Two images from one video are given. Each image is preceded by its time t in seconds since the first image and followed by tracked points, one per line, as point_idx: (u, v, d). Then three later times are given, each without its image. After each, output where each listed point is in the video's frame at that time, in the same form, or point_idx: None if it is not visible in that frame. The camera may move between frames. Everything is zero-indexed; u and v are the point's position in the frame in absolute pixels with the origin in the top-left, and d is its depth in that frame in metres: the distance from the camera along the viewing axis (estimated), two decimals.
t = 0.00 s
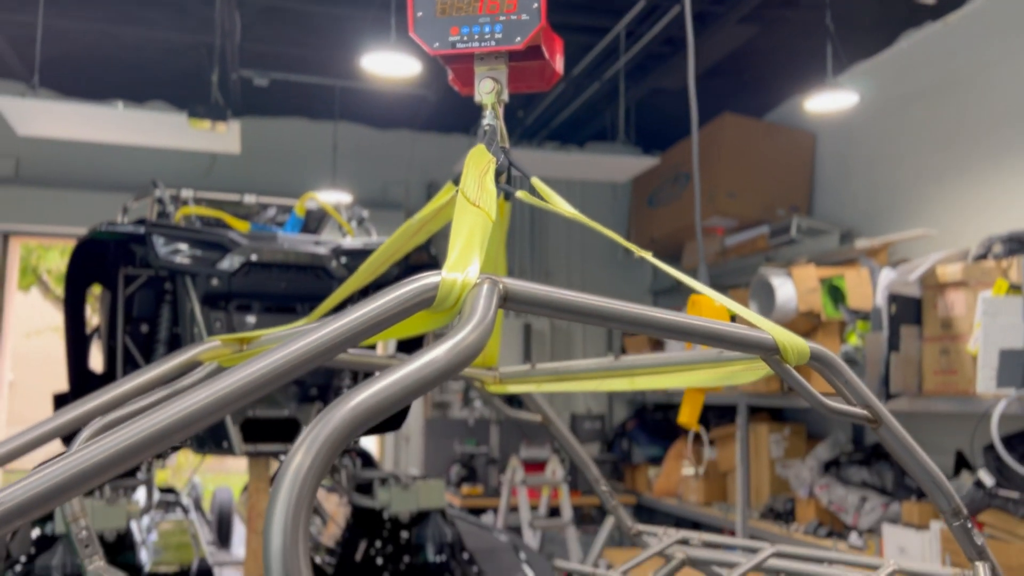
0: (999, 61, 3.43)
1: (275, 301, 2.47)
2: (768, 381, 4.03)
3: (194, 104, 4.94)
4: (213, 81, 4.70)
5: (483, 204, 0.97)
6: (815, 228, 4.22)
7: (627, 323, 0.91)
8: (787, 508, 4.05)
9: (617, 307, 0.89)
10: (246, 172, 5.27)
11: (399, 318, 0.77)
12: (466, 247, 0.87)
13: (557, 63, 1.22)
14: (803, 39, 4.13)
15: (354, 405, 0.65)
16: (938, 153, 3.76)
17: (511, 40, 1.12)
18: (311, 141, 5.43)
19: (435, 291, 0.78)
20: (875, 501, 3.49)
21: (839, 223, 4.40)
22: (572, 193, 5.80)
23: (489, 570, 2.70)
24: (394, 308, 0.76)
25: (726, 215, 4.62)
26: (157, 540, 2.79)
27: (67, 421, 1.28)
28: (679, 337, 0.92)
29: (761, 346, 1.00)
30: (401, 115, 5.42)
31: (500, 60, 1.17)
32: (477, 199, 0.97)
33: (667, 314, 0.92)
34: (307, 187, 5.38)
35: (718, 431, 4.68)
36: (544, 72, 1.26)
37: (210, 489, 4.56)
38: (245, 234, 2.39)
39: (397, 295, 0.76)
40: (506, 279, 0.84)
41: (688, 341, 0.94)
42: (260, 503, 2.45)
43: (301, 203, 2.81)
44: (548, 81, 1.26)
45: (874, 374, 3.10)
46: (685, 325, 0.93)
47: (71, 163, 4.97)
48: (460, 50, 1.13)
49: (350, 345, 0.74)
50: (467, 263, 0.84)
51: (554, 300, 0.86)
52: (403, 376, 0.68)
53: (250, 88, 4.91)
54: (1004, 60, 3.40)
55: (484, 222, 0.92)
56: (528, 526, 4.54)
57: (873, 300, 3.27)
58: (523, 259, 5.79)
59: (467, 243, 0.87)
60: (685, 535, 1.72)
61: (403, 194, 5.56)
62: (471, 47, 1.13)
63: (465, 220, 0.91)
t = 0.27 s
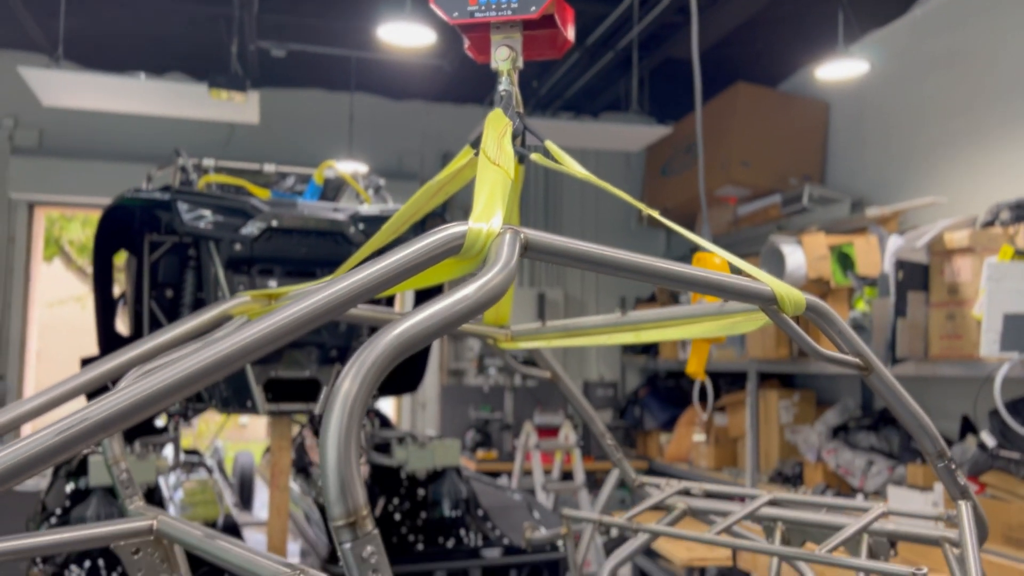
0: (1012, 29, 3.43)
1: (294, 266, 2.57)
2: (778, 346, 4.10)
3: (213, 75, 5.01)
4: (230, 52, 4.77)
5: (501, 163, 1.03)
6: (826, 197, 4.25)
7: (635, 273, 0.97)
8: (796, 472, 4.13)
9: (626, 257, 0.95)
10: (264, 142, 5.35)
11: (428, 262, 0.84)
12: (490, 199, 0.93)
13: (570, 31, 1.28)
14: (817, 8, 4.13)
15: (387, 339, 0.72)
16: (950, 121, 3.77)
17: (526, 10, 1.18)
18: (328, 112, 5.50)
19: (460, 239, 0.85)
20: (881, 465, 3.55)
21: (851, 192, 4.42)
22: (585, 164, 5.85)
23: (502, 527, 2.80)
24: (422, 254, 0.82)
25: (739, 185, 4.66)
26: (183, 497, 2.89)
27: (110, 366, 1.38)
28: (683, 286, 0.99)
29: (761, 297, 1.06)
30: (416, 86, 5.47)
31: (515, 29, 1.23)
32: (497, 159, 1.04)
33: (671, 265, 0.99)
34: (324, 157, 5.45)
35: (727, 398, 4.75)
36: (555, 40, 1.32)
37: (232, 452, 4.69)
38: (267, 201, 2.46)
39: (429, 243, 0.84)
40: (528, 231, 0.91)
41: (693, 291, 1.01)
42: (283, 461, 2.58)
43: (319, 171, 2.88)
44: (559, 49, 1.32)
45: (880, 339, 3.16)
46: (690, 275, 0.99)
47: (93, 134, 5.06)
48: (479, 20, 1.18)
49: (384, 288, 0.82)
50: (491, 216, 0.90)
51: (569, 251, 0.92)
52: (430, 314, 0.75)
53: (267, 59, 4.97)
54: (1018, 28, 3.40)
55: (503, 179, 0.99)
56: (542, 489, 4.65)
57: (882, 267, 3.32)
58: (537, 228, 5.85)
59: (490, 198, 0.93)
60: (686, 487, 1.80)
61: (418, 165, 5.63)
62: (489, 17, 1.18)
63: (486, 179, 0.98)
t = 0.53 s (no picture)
0: None
1: (314, 235, 2.70)
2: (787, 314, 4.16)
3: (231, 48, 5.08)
4: (248, 26, 4.82)
5: (517, 130, 1.10)
6: (838, 167, 4.27)
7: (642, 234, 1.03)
8: (804, 439, 4.20)
9: (634, 218, 1.02)
10: (281, 116, 5.41)
11: (455, 223, 0.90)
12: (509, 164, 1.00)
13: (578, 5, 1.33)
14: None
15: (422, 291, 0.78)
16: (962, 92, 3.78)
17: None
18: (344, 85, 5.55)
19: (483, 201, 0.91)
20: (888, 432, 3.60)
21: (863, 163, 4.45)
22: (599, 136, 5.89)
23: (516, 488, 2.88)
24: (449, 215, 0.88)
25: (751, 156, 4.69)
26: (208, 459, 2.99)
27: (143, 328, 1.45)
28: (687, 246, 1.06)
29: (760, 257, 1.13)
30: (431, 59, 5.52)
31: (526, 2, 1.29)
32: (513, 127, 1.10)
33: (678, 226, 1.06)
34: (340, 130, 5.52)
35: (738, 367, 4.82)
36: (564, 13, 1.37)
37: (253, 419, 4.81)
38: (288, 171, 2.53)
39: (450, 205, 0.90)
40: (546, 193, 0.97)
41: (696, 251, 1.08)
42: (304, 424, 2.74)
43: (337, 143, 2.95)
44: (569, 22, 1.38)
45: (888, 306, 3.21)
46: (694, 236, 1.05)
47: (114, 108, 5.15)
48: None
49: (416, 248, 0.88)
50: (510, 178, 0.97)
51: (580, 213, 0.98)
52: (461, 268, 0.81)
53: (284, 33, 5.03)
54: None
55: (518, 146, 1.06)
56: (555, 455, 4.75)
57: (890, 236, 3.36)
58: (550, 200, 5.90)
59: (508, 162, 1.00)
60: (688, 443, 1.90)
61: (433, 137, 5.69)
62: None
63: (504, 146, 1.05)
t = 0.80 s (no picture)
0: None
1: (335, 207, 2.77)
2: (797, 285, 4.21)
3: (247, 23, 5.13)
4: None
5: (533, 101, 1.16)
6: (849, 139, 4.29)
7: (651, 198, 1.11)
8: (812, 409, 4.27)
9: (644, 184, 1.09)
10: (298, 89, 5.48)
11: (479, 187, 0.97)
12: (526, 133, 1.07)
13: None
14: None
15: (454, 249, 0.85)
16: (974, 63, 3.79)
17: None
18: (358, 58, 5.60)
19: (504, 167, 0.99)
20: (897, 400, 3.65)
21: (875, 135, 4.47)
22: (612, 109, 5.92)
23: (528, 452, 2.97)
24: (475, 180, 0.96)
25: (763, 128, 4.72)
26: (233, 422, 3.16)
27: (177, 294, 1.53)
28: (694, 210, 1.13)
29: (762, 221, 1.21)
30: (445, 32, 5.55)
31: None
32: (529, 98, 1.17)
33: (686, 192, 1.13)
34: (356, 103, 5.58)
35: (748, 338, 4.90)
36: None
37: (272, 388, 4.93)
38: (307, 145, 2.62)
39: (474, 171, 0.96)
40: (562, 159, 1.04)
41: (700, 214, 1.15)
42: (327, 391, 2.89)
43: (355, 116, 3.02)
44: None
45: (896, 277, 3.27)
46: (700, 201, 1.13)
47: (133, 82, 5.22)
48: None
49: (446, 210, 0.95)
50: (528, 146, 1.04)
51: (593, 177, 1.05)
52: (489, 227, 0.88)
53: (299, 7, 5.07)
54: None
55: (534, 116, 1.13)
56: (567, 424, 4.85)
57: (898, 207, 3.40)
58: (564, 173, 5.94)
59: (526, 132, 1.07)
60: (689, 404, 2.03)
61: (447, 111, 5.74)
62: None
63: (521, 117, 1.11)
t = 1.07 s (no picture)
0: None
1: (351, 177, 2.84)
2: (805, 256, 4.26)
3: None
4: None
5: (548, 71, 1.23)
6: (859, 112, 4.31)
7: (659, 162, 1.18)
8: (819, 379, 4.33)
9: (652, 150, 1.16)
10: (313, 64, 5.54)
11: (502, 150, 1.05)
12: (544, 101, 1.14)
13: None
14: None
15: (481, 207, 0.96)
16: (985, 35, 3.81)
17: None
18: (372, 32, 5.65)
19: (524, 131, 1.07)
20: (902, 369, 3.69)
21: (885, 108, 4.49)
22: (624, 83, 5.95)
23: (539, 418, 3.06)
24: (497, 143, 1.04)
25: (774, 100, 4.75)
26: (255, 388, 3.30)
27: (206, 255, 1.60)
28: (700, 174, 1.20)
29: (764, 186, 1.27)
30: (457, 6, 5.59)
31: None
32: (545, 68, 1.24)
33: (692, 157, 1.20)
34: (370, 78, 5.63)
35: (757, 310, 4.96)
36: None
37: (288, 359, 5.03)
38: (325, 117, 2.68)
39: (497, 134, 1.04)
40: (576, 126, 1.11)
41: (705, 178, 1.22)
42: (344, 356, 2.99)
43: (370, 89, 3.08)
44: None
45: (902, 247, 3.32)
46: (704, 167, 1.20)
47: (151, 57, 5.29)
48: None
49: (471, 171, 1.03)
50: (546, 114, 1.11)
51: (606, 142, 1.13)
52: (510, 189, 0.97)
53: None
54: None
55: (550, 86, 1.20)
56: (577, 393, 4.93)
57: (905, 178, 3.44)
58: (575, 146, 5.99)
59: (543, 101, 1.14)
60: (688, 366, 2.13)
61: (460, 85, 5.79)
62: None
63: (538, 87, 1.18)
